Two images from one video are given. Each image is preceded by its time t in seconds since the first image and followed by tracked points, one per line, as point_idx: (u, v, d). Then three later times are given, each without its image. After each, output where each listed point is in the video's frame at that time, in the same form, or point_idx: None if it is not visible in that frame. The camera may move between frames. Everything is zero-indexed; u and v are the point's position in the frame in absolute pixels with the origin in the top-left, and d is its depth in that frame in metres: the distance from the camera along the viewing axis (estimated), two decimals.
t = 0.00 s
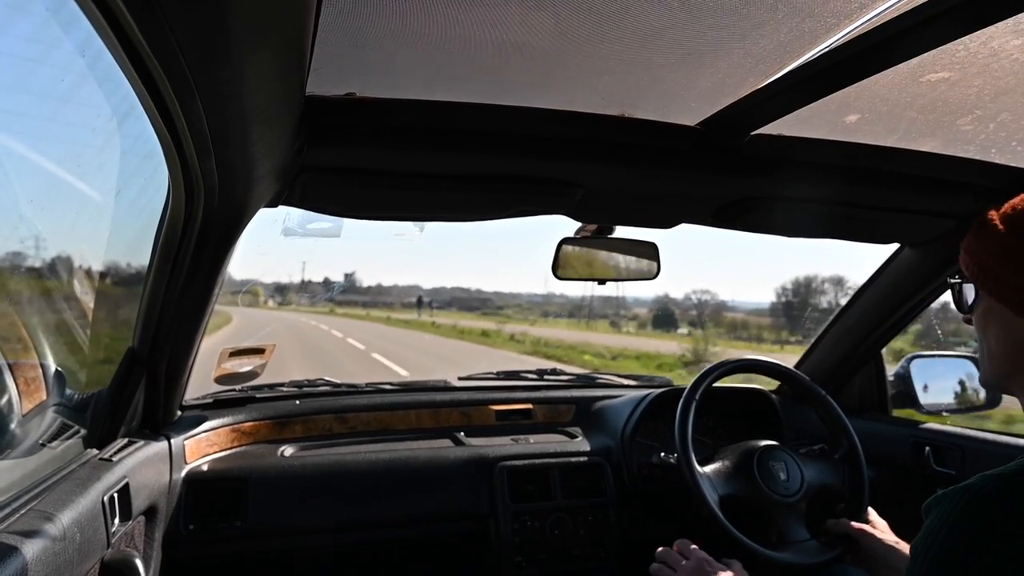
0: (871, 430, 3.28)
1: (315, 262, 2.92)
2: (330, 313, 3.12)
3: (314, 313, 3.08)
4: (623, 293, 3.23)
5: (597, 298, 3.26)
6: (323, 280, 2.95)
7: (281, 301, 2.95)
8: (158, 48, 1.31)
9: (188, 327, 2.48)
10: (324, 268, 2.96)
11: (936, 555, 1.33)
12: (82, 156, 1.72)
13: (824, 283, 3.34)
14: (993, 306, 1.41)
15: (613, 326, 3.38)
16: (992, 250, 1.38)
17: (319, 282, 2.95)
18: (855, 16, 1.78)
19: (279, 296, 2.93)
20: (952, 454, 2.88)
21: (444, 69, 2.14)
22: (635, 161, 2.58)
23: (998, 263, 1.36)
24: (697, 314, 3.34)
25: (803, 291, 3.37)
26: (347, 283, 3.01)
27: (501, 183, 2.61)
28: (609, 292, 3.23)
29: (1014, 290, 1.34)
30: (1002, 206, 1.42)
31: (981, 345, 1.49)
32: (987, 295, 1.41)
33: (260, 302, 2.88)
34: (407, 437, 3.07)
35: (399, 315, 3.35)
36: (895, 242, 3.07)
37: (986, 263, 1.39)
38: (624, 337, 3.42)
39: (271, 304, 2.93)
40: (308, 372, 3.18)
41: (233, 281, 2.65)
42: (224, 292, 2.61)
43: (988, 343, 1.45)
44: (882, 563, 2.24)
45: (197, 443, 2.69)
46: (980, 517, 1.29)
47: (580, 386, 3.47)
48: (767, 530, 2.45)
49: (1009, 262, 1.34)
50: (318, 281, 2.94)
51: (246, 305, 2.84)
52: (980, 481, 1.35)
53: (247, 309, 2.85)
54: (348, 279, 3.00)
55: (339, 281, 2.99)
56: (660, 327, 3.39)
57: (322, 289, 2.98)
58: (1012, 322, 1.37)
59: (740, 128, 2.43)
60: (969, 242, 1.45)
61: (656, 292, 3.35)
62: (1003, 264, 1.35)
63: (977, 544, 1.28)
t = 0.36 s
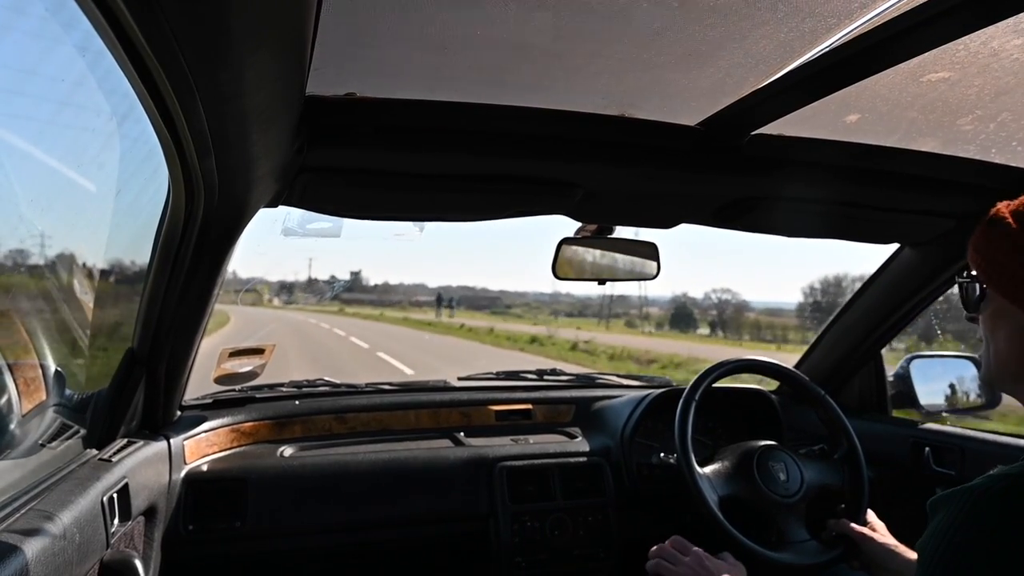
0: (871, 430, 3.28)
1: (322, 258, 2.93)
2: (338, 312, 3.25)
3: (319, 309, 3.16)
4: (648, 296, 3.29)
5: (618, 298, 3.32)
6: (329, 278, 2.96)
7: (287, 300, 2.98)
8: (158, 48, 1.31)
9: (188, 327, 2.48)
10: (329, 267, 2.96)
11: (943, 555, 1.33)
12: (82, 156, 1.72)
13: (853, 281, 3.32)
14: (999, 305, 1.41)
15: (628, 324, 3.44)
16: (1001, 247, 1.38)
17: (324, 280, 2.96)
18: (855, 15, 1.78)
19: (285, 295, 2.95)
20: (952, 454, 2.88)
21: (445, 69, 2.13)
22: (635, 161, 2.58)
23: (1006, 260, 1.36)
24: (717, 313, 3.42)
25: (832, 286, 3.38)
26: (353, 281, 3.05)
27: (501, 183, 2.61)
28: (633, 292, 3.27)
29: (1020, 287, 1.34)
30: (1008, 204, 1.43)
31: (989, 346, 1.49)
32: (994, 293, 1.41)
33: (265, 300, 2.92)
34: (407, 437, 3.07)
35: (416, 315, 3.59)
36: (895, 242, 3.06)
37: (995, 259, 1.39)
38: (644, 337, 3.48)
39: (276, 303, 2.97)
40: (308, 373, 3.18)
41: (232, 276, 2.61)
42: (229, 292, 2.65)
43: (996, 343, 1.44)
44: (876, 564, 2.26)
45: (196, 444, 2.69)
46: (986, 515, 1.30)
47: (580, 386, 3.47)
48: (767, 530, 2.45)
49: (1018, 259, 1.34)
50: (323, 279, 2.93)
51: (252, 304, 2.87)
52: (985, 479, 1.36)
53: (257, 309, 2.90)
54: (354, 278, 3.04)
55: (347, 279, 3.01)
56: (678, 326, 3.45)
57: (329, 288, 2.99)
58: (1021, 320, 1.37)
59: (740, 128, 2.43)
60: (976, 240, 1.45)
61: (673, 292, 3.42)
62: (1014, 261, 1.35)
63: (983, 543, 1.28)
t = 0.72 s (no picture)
0: (873, 430, 3.27)
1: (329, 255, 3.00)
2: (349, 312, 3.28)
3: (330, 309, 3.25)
4: (673, 291, 3.29)
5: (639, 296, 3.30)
6: (337, 276, 3.08)
7: (293, 300, 3.10)
8: (159, 48, 1.32)
9: (189, 326, 2.49)
10: (335, 267, 3.06)
11: (942, 557, 1.33)
12: (82, 155, 1.72)
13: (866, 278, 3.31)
14: (994, 307, 1.40)
15: (646, 325, 3.40)
16: (993, 250, 1.38)
17: (331, 278, 3.08)
18: (855, 15, 1.78)
19: (291, 294, 3.07)
20: (954, 454, 2.88)
21: (445, 69, 2.14)
22: (636, 161, 2.58)
23: (1000, 262, 1.36)
24: (740, 313, 3.31)
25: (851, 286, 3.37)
26: (360, 280, 3.10)
27: (502, 183, 2.60)
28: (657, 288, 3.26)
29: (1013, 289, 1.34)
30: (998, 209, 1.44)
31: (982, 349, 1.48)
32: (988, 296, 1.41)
33: (271, 300, 2.99)
34: (408, 437, 3.07)
35: (440, 318, 3.44)
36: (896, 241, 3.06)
37: (988, 262, 1.38)
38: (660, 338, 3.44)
39: (282, 302, 3.07)
40: (308, 372, 3.19)
41: (232, 274, 2.60)
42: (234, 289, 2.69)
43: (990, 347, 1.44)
44: (880, 561, 2.22)
45: (198, 443, 2.69)
46: (983, 516, 1.29)
47: (581, 386, 3.47)
48: (769, 530, 2.45)
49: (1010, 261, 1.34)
50: (331, 278, 3.06)
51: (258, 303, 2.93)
52: (979, 478, 1.36)
53: (264, 310, 2.95)
54: (361, 276, 3.09)
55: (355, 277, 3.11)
56: (697, 325, 3.36)
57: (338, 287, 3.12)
58: (1014, 321, 1.36)
59: (740, 128, 2.43)
60: (969, 244, 1.46)
61: (694, 291, 3.33)
62: (1007, 264, 1.34)
63: (982, 545, 1.28)
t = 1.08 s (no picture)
0: (872, 432, 3.27)
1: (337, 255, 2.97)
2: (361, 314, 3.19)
3: (341, 310, 3.15)
4: (704, 292, 3.26)
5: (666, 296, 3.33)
6: (344, 276, 2.98)
7: (301, 301, 2.98)
8: (159, 48, 1.32)
9: (189, 326, 2.48)
10: (344, 267, 2.99)
11: (941, 559, 1.33)
12: (81, 154, 1.72)
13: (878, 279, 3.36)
14: (997, 307, 1.41)
15: (664, 326, 3.35)
16: (997, 251, 1.38)
17: (337, 280, 2.97)
18: (855, 17, 1.78)
19: (298, 295, 2.96)
20: (951, 456, 2.88)
21: (445, 69, 2.14)
22: (636, 161, 2.58)
23: (1004, 262, 1.36)
24: (765, 314, 3.31)
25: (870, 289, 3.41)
26: (367, 279, 3.03)
27: (502, 184, 2.61)
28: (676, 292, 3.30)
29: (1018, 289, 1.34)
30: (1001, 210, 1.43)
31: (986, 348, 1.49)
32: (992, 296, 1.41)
33: (276, 301, 2.92)
34: (407, 438, 3.06)
35: (469, 321, 3.34)
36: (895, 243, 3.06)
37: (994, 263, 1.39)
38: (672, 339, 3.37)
39: (288, 304, 2.96)
40: (308, 373, 3.18)
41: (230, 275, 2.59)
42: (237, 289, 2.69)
43: (995, 346, 1.45)
44: (881, 561, 2.24)
45: (197, 444, 2.69)
46: (982, 518, 1.30)
47: (580, 387, 3.47)
48: (769, 531, 2.45)
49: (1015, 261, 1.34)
50: (337, 277, 2.96)
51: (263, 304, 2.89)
52: (979, 479, 1.36)
53: (269, 313, 2.90)
54: (369, 275, 3.03)
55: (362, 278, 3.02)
56: (720, 327, 3.31)
57: (345, 287, 3.01)
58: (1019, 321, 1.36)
59: (740, 129, 2.43)
60: (973, 243, 1.46)
61: (717, 291, 3.28)
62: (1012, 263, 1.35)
63: (982, 548, 1.28)
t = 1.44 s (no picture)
0: (868, 431, 3.27)
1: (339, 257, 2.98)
2: (377, 317, 3.31)
3: (348, 311, 3.21)
4: (733, 291, 3.40)
5: (692, 297, 3.41)
6: (349, 277, 3.01)
7: (304, 301, 3.02)
8: (155, 48, 1.32)
9: (185, 326, 2.48)
10: (350, 266, 3.02)
11: (937, 560, 1.33)
12: (78, 153, 1.72)
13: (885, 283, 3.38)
14: (999, 303, 1.41)
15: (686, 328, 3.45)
16: (1003, 247, 1.38)
17: (341, 280, 3.00)
18: (851, 16, 1.78)
19: (303, 296, 3.00)
20: (948, 454, 2.88)
21: (441, 68, 2.14)
22: (631, 160, 2.59)
23: (1010, 258, 1.36)
24: (790, 315, 3.44)
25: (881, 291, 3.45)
26: (373, 279, 3.08)
27: (497, 182, 2.61)
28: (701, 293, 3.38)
29: None
30: (1008, 206, 1.44)
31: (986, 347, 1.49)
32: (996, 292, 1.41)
33: (280, 302, 2.96)
34: (403, 437, 3.06)
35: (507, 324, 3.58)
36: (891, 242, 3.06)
37: (999, 259, 1.38)
38: (689, 340, 3.45)
39: (293, 304, 3.01)
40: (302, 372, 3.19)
41: (228, 276, 2.62)
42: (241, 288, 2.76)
43: (996, 344, 1.44)
44: (877, 559, 2.25)
45: (193, 443, 2.69)
46: (978, 517, 1.29)
47: (576, 386, 3.47)
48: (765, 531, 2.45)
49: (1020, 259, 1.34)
50: (341, 276, 2.98)
51: (265, 304, 2.92)
52: (977, 477, 1.36)
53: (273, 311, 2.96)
54: (375, 275, 3.08)
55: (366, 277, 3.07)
56: (743, 328, 3.49)
57: (350, 288, 3.05)
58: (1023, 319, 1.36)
59: (736, 128, 2.43)
60: (979, 239, 1.45)
61: (740, 293, 3.42)
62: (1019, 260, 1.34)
63: (978, 548, 1.28)
